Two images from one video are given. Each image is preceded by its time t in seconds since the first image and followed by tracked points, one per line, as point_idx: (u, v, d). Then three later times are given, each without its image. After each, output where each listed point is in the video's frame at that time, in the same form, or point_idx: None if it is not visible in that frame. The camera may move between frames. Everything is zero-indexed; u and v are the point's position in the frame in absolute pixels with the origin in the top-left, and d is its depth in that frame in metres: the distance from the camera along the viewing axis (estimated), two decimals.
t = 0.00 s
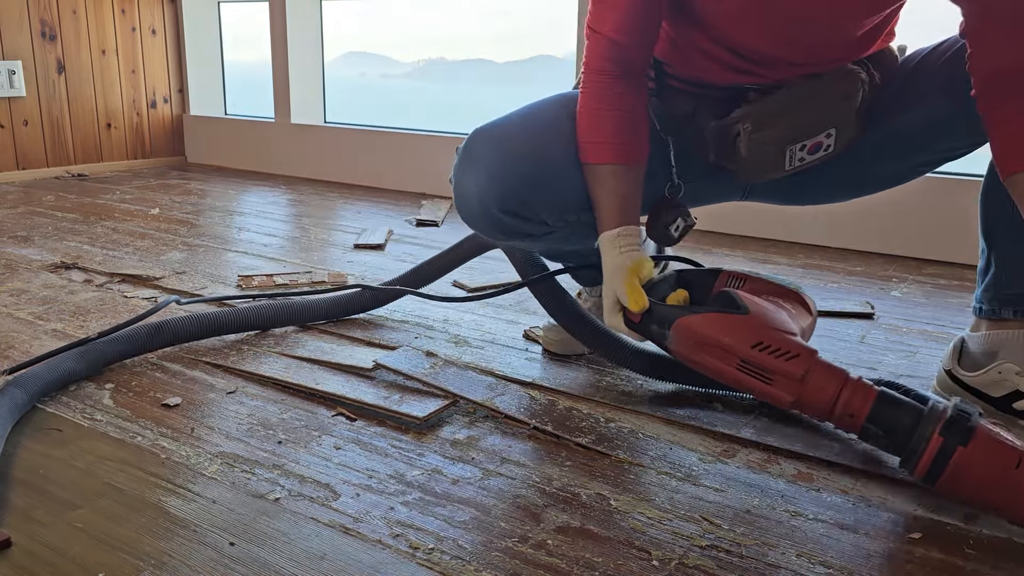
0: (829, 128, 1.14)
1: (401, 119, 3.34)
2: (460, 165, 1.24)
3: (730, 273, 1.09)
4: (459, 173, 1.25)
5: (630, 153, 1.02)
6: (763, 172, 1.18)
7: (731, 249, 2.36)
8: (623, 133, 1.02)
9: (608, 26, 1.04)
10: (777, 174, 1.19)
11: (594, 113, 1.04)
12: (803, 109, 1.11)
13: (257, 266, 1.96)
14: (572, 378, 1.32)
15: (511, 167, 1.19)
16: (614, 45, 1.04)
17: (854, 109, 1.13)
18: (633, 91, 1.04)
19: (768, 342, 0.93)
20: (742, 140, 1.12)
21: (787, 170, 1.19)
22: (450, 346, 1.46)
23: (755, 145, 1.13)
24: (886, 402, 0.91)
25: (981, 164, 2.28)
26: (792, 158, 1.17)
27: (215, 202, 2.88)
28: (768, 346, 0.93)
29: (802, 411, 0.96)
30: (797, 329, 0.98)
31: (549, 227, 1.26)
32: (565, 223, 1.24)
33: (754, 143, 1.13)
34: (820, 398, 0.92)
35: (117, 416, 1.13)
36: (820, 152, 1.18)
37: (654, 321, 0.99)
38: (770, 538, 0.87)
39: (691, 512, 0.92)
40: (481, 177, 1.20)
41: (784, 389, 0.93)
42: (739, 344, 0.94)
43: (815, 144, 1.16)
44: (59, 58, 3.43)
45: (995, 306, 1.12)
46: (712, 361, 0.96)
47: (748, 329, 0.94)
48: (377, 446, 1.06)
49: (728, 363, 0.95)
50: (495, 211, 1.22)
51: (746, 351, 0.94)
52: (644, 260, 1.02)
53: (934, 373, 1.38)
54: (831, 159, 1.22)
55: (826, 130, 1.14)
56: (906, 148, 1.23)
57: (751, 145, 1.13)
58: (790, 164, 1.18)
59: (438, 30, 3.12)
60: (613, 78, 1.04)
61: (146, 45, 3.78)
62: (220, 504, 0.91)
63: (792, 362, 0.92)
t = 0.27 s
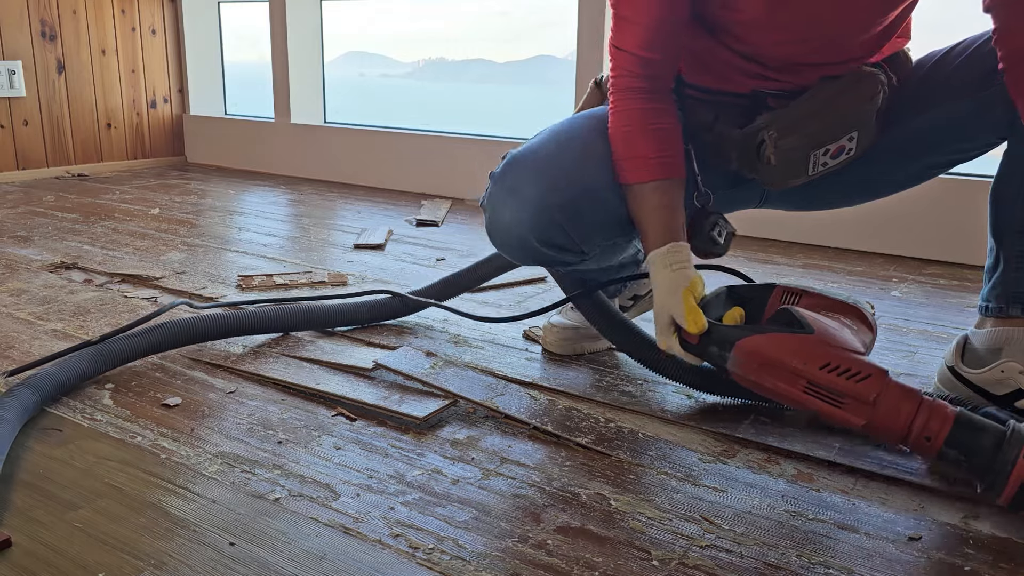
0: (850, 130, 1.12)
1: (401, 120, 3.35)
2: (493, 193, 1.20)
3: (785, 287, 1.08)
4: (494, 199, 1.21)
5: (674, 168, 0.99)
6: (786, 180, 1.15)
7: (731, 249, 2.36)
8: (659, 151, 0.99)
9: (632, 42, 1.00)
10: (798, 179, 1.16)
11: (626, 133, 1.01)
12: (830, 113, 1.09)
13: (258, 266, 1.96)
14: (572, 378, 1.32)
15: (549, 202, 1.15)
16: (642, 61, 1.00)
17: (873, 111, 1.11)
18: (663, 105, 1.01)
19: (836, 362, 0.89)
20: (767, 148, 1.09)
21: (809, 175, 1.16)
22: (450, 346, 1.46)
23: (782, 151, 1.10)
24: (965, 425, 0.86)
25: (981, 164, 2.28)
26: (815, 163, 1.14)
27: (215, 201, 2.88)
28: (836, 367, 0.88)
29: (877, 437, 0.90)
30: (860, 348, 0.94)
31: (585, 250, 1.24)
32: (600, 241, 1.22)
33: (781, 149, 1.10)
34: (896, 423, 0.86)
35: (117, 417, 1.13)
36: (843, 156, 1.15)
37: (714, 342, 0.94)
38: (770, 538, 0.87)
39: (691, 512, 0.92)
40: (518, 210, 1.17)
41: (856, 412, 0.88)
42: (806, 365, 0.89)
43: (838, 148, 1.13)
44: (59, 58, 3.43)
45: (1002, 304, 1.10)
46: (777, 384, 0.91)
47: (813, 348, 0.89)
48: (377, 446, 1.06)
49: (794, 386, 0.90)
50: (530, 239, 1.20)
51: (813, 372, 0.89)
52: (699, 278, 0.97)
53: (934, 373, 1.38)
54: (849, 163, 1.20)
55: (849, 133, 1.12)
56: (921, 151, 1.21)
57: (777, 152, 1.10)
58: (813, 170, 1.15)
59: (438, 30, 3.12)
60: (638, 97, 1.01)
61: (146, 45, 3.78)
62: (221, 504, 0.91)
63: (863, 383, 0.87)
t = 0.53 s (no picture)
0: (839, 124, 1.08)
1: (401, 120, 3.34)
2: (487, 182, 1.20)
3: (788, 279, 1.02)
4: (486, 188, 1.21)
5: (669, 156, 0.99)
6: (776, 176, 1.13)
7: (731, 249, 2.36)
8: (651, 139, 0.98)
9: (623, 33, 0.99)
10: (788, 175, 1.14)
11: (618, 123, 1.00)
12: (823, 108, 1.06)
13: (258, 266, 1.96)
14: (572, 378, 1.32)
15: (542, 189, 1.15)
16: (635, 52, 0.99)
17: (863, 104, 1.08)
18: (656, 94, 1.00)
19: (844, 354, 0.90)
20: (755, 142, 1.08)
21: (799, 169, 1.13)
22: (450, 346, 1.46)
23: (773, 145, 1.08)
24: (967, 419, 0.88)
25: (981, 165, 2.28)
26: (803, 157, 1.11)
27: (215, 202, 2.88)
28: (843, 359, 0.89)
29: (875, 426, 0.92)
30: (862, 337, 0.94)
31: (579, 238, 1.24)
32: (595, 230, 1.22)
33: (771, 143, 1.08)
34: (898, 414, 0.89)
35: (117, 416, 1.13)
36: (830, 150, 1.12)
37: (718, 329, 0.94)
38: (770, 538, 0.87)
39: (691, 512, 0.92)
40: (511, 198, 1.17)
41: (860, 403, 0.90)
42: (813, 356, 0.90)
43: (825, 142, 1.10)
44: (59, 58, 3.43)
45: (995, 306, 1.08)
46: (781, 372, 0.92)
47: (820, 339, 0.90)
48: (377, 446, 1.06)
49: (799, 375, 0.91)
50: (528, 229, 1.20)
51: (819, 363, 0.90)
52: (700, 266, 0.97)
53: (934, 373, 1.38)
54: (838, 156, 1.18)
55: (836, 127, 1.08)
56: (916, 147, 1.18)
57: (765, 146, 1.08)
58: (801, 165, 1.12)
59: (438, 30, 3.12)
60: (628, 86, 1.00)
61: (146, 45, 3.78)
62: (220, 504, 0.91)
63: (869, 376, 0.89)
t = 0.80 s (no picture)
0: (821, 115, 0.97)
1: (401, 120, 3.34)
2: (476, 170, 1.20)
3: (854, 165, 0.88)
4: (475, 177, 1.21)
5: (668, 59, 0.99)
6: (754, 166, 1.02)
7: (731, 249, 2.35)
8: (641, 58, 0.98)
9: None
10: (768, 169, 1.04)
11: (601, 65, 1.01)
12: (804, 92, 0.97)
13: (258, 266, 1.96)
14: (571, 377, 1.32)
15: (529, 172, 1.15)
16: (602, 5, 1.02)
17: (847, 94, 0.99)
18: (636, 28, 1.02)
19: (929, 230, 0.79)
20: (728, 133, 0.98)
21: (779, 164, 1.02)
22: (450, 346, 1.46)
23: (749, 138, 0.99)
24: None
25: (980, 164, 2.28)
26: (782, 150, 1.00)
27: (215, 202, 2.88)
28: (929, 234, 0.79)
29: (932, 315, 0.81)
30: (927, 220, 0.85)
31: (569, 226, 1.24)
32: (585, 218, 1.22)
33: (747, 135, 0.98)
34: (969, 304, 0.79)
35: (117, 417, 1.13)
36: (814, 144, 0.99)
37: (799, 175, 0.83)
38: (770, 538, 0.87)
39: (692, 512, 0.92)
40: (499, 183, 1.18)
41: (935, 284, 0.79)
42: (899, 225, 0.79)
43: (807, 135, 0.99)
44: (59, 58, 3.43)
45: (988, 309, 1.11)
46: (859, 232, 0.79)
47: (905, 209, 0.79)
48: (377, 446, 1.06)
49: (880, 241, 0.79)
50: (516, 215, 1.20)
51: (905, 232, 0.79)
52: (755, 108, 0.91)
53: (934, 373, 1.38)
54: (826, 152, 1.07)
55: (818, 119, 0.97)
56: (904, 148, 1.12)
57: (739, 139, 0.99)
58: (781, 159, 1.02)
59: (438, 30, 3.12)
60: (603, 32, 1.01)
61: (146, 45, 3.78)
62: (221, 504, 0.91)
63: (950, 256, 0.79)
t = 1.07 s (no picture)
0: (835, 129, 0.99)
1: (401, 120, 3.34)
2: (490, 135, 1.19)
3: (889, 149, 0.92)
4: (488, 141, 1.20)
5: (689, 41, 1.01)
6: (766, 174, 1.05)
7: (732, 249, 2.35)
8: (665, 44, 1.00)
9: None
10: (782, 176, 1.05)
11: (621, 56, 1.03)
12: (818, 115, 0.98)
13: (258, 266, 1.96)
14: (571, 377, 1.32)
15: (544, 140, 1.15)
16: None
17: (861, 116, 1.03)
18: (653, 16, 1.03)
19: (953, 194, 0.82)
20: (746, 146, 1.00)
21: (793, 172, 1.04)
22: (450, 346, 1.46)
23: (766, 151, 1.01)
24: None
25: (980, 165, 2.28)
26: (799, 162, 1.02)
27: (215, 202, 2.88)
28: (952, 196, 0.82)
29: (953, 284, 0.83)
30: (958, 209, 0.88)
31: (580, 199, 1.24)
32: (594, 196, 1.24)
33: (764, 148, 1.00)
34: (989, 270, 0.80)
35: (117, 417, 1.13)
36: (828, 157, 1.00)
37: (834, 128, 0.87)
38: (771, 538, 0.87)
39: (692, 513, 0.92)
40: (511, 146, 1.16)
41: (957, 243, 0.80)
42: (923, 183, 0.82)
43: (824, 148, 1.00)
44: (59, 58, 3.43)
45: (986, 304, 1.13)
46: (887, 182, 0.83)
47: (935, 173, 0.83)
48: (377, 446, 1.06)
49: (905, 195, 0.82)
50: (526, 182, 1.19)
51: (929, 192, 0.82)
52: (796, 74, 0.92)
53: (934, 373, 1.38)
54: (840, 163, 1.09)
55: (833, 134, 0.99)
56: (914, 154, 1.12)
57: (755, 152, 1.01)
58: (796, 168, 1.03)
59: (438, 30, 3.12)
60: (618, 28, 1.03)
61: (146, 45, 3.78)
62: (221, 504, 0.91)
63: (973, 220, 0.81)
